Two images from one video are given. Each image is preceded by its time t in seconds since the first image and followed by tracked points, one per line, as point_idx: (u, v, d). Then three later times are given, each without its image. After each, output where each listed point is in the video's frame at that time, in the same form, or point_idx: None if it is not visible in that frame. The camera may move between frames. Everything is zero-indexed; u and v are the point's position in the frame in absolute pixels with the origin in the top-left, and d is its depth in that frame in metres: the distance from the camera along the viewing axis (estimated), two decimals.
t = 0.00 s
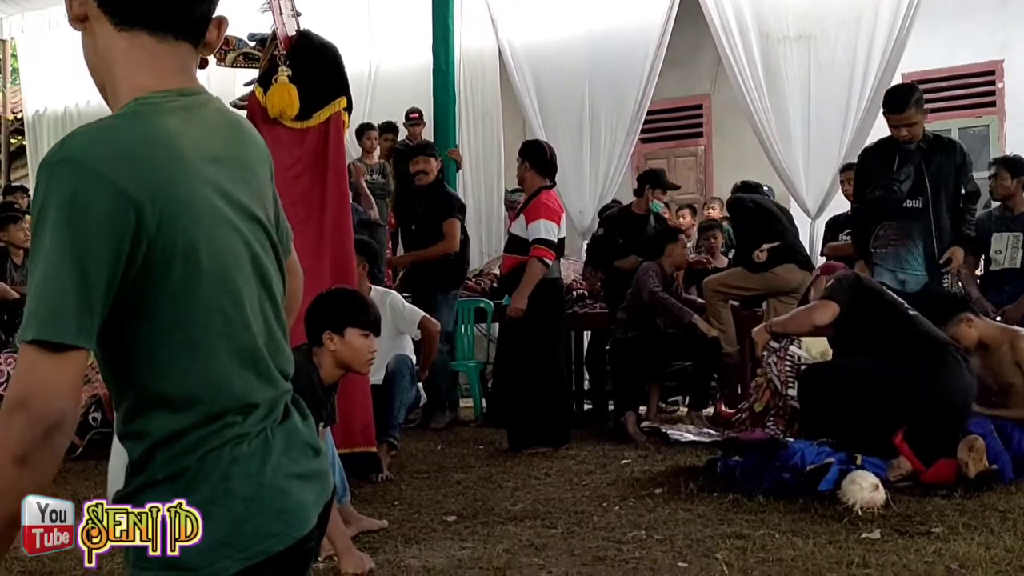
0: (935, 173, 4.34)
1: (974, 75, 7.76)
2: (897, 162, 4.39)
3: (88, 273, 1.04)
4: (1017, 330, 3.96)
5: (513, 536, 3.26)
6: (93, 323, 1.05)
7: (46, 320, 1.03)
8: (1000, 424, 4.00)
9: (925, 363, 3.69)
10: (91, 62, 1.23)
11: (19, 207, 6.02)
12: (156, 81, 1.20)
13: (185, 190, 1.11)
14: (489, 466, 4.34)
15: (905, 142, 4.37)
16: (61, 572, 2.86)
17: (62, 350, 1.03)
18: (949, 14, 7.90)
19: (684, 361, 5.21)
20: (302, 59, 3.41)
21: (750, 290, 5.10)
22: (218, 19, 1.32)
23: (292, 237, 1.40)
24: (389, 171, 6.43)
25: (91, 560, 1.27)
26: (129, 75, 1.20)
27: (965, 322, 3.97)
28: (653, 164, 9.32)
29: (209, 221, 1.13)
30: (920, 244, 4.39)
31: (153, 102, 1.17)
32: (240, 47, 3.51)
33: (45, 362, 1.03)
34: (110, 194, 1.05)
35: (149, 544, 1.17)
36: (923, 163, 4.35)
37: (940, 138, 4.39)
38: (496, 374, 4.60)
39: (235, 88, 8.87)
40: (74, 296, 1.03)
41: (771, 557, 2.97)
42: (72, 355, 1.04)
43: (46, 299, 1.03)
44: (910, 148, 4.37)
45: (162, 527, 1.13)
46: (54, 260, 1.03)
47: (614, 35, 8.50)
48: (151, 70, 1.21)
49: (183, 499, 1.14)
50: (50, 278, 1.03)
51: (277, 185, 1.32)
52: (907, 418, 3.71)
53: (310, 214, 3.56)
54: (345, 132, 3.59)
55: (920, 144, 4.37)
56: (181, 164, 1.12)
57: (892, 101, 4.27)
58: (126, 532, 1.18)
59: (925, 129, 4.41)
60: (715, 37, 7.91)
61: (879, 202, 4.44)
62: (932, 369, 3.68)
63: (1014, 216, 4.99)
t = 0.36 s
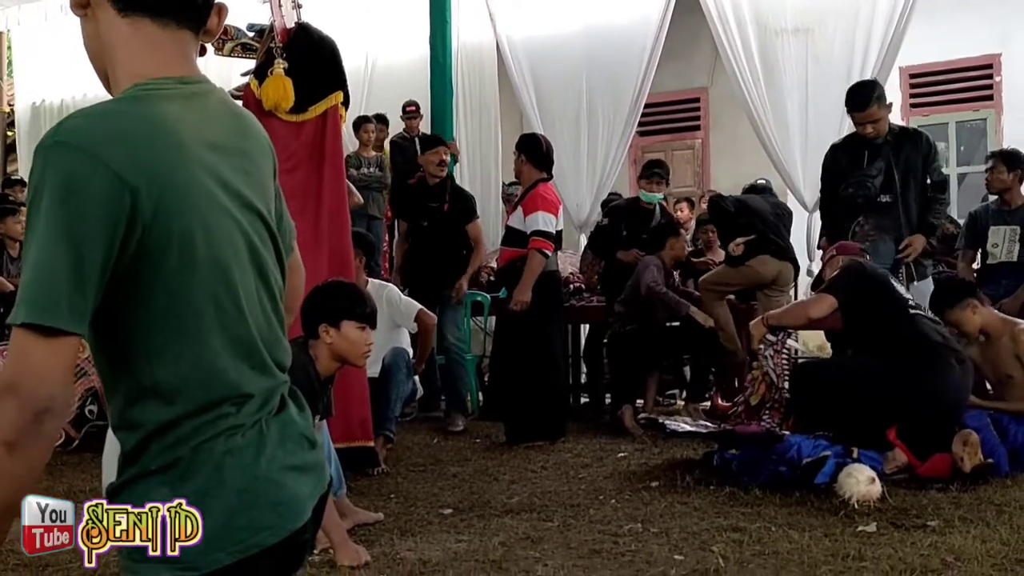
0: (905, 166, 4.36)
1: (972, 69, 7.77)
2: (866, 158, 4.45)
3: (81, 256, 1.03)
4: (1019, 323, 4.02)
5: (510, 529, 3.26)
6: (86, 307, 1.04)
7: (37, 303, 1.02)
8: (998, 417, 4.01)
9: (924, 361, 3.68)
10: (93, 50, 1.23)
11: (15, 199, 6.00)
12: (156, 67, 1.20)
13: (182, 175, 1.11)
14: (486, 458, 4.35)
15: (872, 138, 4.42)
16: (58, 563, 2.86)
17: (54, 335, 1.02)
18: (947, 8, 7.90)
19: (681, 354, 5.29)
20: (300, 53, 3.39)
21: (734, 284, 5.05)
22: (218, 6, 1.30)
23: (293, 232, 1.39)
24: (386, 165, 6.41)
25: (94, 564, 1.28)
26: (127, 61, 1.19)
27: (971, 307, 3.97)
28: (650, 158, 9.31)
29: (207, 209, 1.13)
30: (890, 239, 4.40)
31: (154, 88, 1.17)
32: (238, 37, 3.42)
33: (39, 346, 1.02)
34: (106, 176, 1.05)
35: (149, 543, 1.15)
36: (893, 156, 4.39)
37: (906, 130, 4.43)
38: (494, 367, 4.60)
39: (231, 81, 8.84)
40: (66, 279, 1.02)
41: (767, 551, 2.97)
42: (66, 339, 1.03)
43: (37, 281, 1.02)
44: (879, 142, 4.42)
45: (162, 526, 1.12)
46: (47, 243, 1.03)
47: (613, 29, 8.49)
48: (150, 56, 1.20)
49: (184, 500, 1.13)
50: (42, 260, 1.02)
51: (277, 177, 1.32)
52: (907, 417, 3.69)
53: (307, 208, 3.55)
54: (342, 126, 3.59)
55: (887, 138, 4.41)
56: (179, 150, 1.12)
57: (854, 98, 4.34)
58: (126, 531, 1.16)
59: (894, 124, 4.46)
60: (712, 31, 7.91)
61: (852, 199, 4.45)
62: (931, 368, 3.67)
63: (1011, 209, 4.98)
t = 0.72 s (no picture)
0: (884, 155, 4.38)
1: (959, 57, 7.83)
2: (846, 147, 4.44)
3: (62, 236, 1.03)
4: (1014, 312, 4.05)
5: (498, 519, 3.26)
6: (68, 290, 1.03)
7: (16, 282, 1.01)
8: (985, 405, 4.01)
9: (917, 356, 3.69)
10: (78, 43, 1.21)
11: None
12: (143, 57, 1.19)
13: (166, 162, 1.11)
14: (475, 449, 4.35)
15: (852, 127, 4.42)
16: (45, 557, 2.85)
17: (35, 315, 1.01)
18: None
19: (669, 345, 5.26)
20: (286, 43, 3.38)
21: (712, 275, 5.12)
22: None
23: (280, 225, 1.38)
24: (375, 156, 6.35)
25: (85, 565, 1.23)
26: (110, 54, 1.18)
27: (971, 285, 4.01)
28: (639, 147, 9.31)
29: (189, 196, 1.12)
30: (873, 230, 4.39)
31: (139, 74, 1.16)
32: (223, 29, 3.37)
33: (20, 329, 1.00)
34: (89, 158, 1.04)
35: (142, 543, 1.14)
36: (872, 145, 4.39)
37: (884, 119, 4.43)
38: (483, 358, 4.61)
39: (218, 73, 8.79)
40: (46, 260, 1.01)
41: (754, 540, 2.98)
42: (51, 319, 1.02)
43: (16, 260, 1.01)
44: (858, 132, 4.42)
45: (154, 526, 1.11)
46: (27, 224, 1.02)
47: (601, 19, 8.48)
48: (132, 47, 1.19)
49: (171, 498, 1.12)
50: (22, 239, 1.01)
51: (261, 170, 1.32)
52: (891, 410, 3.72)
53: (293, 197, 3.54)
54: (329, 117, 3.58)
55: (867, 126, 4.42)
56: (163, 136, 1.12)
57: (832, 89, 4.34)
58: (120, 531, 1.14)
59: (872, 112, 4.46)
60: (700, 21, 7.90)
61: (835, 190, 4.40)
62: (923, 365, 3.68)
63: (998, 197, 4.99)
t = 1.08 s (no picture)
0: (880, 141, 4.38)
1: (944, 45, 7.91)
2: (843, 132, 4.44)
3: (31, 218, 1.02)
4: (1003, 297, 4.09)
5: (483, 507, 3.26)
6: (40, 273, 1.03)
7: None
8: (970, 391, 4.00)
9: (904, 338, 3.69)
10: (46, 26, 1.21)
11: None
12: (112, 42, 1.18)
13: (136, 143, 1.09)
14: (460, 437, 4.35)
15: (850, 112, 4.41)
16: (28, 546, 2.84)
17: (9, 299, 1.01)
18: None
19: (653, 333, 5.21)
20: (270, 30, 3.36)
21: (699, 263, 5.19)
22: None
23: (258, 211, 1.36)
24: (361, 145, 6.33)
25: (92, 562, 1.20)
26: (75, 39, 1.17)
27: (965, 268, 4.04)
28: (625, 136, 9.31)
29: (159, 178, 1.11)
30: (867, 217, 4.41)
31: (110, 57, 1.15)
32: (206, 15, 3.32)
33: None
34: (57, 139, 1.03)
35: (149, 543, 1.15)
36: (868, 131, 4.40)
37: (884, 106, 4.43)
38: (467, 347, 4.61)
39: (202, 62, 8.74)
40: (17, 243, 1.01)
41: (738, 526, 2.98)
42: (23, 302, 1.02)
43: None
44: (856, 117, 4.42)
45: (163, 526, 1.12)
46: None
47: (586, 8, 8.46)
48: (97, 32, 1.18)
49: (184, 499, 1.13)
50: None
51: (236, 155, 1.30)
52: (875, 396, 3.71)
53: (277, 185, 3.52)
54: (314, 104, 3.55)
55: (865, 113, 4.42)
56: (133, 118, 1.10)
57: (832, 72, 4.33)
58: (125, 531, 1.13)
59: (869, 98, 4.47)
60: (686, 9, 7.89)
61: (828, 175, 4.43)
62: (910, 349, 3.68)
63: (982, 184, 5.01)
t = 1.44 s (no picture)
0: (886, 129, 4.39)
1: (927, 32, 7.98)
2: (849, 117, 4.44)
3: None
4: (988, 283, 4.11)
5: (469, 494, 3.26)
6: (10, 259, 1.02)
7: None
8: (951, 376, 4.02)
9: (886, 313, 3.72)
10: (10, 11, 1.19)
11: None
12: (76, 23, 1.16)
13: (100, 123, 1.08)
14: (445, 425, 4.35)
15: (857, 96, 4.44)
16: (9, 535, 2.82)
17: None
18: None
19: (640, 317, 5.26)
20: (251, 15, 3.32)
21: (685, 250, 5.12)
22: None
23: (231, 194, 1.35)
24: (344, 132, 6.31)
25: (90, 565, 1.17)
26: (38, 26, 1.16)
27: (953, 252, 4.05)
28: (609, 123, 9.31)
29: (127, 157, 1.10)
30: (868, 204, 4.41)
31: (72, 38, 1.14)
32: None
33: None
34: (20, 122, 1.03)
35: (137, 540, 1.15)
36: (875, 116, 4.39)
37: (894, 94, 4.43)
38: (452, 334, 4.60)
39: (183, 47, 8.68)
40: None
41: (723, 512, 2.99)
42: None
43: None
44: (863, 102, 4.42)
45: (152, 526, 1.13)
46: None
47: None
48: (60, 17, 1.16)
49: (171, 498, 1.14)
50: None
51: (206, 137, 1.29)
52: (861, 374, 3.72)
53: (258, 172, 3.49)
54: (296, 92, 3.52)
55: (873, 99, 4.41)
56: (98, 97, 1.09)
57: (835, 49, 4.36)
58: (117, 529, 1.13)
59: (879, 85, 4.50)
60: None
61: (827, 158, 4.42)
62: (893, 323, 3.71)
63: (965, 171, 5.03)
